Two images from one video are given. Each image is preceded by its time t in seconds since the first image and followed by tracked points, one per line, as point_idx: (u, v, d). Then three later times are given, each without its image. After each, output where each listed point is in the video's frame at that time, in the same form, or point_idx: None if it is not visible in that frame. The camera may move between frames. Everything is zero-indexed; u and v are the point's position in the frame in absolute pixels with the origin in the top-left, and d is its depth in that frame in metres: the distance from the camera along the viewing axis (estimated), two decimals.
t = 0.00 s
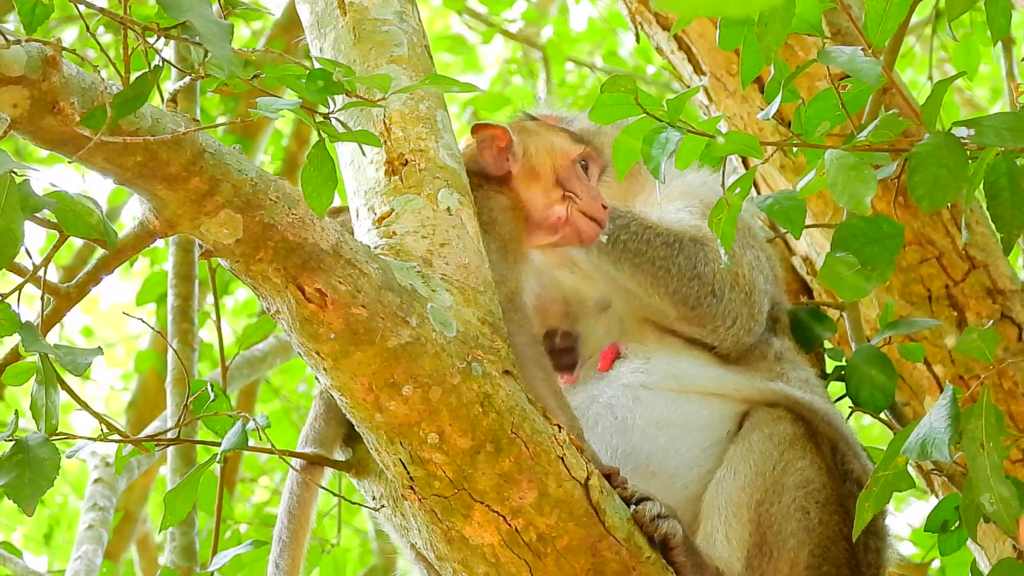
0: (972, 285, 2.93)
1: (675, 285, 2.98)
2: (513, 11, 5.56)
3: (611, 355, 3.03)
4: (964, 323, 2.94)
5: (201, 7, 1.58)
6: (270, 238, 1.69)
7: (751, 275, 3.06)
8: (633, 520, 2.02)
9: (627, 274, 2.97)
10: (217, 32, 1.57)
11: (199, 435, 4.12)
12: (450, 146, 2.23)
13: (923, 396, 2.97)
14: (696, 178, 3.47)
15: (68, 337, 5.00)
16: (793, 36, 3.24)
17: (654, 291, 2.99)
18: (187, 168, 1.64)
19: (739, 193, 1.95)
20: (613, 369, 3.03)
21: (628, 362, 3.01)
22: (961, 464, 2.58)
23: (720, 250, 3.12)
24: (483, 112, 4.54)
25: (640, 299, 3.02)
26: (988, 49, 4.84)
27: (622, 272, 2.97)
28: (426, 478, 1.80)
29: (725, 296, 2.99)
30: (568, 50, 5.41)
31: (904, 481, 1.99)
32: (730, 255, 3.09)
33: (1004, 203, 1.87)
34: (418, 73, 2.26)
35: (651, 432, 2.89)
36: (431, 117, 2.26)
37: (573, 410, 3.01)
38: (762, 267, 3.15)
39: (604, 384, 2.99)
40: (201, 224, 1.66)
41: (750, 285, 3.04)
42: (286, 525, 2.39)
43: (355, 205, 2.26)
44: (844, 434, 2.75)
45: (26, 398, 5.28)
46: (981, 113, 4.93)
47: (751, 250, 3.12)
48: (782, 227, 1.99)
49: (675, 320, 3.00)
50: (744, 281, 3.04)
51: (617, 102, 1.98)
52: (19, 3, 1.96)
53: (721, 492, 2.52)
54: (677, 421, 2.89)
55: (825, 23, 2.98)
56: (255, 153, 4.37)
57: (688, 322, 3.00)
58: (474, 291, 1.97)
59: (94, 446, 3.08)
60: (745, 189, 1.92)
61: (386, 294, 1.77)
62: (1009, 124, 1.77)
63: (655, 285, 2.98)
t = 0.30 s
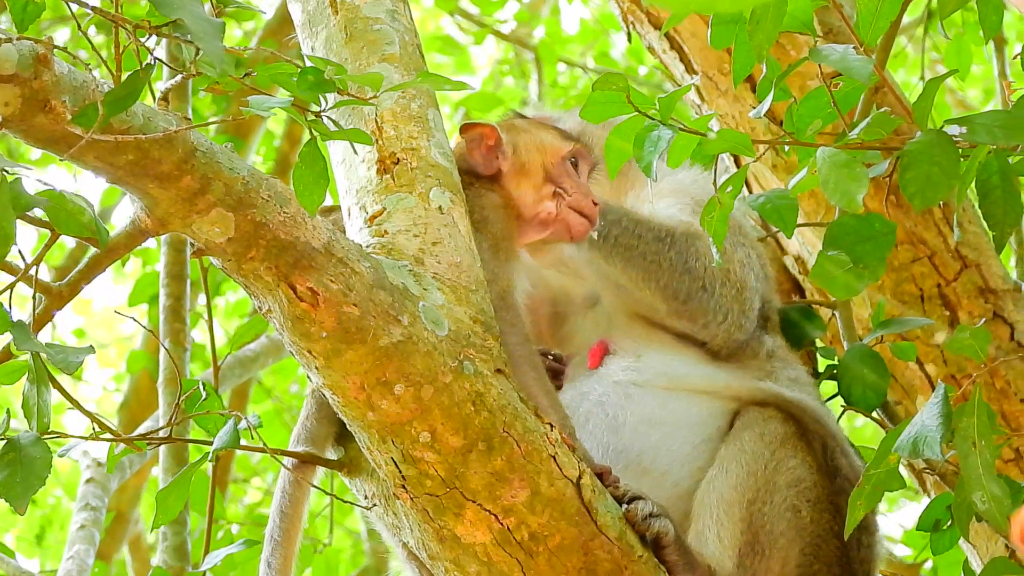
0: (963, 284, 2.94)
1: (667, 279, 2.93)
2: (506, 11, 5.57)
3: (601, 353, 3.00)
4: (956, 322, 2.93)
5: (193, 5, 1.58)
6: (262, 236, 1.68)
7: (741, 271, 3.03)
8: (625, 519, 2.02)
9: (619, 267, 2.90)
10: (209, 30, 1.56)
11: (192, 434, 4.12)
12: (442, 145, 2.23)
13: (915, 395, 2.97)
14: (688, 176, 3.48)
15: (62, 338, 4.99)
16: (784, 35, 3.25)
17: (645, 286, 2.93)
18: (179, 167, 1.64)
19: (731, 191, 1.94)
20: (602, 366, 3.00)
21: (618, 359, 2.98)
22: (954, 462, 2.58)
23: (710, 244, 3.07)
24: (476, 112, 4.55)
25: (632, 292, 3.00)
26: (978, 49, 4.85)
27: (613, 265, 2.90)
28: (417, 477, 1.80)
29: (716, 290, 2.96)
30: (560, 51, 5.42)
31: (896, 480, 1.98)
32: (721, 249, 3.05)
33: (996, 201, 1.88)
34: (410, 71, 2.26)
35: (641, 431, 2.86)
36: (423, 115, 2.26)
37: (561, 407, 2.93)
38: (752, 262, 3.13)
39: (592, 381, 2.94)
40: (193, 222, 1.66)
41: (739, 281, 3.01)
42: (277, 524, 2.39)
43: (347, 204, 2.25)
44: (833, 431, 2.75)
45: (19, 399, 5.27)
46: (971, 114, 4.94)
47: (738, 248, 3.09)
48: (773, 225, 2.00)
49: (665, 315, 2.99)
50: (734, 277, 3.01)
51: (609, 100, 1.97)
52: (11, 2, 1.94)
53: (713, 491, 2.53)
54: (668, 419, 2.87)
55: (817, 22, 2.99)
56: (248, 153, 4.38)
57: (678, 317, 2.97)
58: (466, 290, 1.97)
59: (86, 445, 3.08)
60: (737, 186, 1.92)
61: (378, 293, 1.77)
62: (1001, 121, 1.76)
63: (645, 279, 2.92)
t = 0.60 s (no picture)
0: (955, 281, 2.96)
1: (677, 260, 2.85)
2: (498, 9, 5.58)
3: (601, 338, 2.97)
4: (947, 319, 2.95)
5: (183, 1, 1.58)
6: (253, 233, 1.68)
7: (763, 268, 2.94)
8: (616, 516, 2.02)
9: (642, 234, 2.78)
10: (200, 26, 1.56)
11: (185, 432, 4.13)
12: (433, 142, 2.24)
13: (907, 391, 2.99)
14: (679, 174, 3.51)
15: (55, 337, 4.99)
16: (774, 32, 3.27)
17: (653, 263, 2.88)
18: (169, 163, 1.63)
19: (721, 189, 1.93)
20: (600, 353, 2.97)
21: (612, 355, 2.97)
22: (946, 459, 2.59)
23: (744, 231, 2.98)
24: (468, 109, 4.56)
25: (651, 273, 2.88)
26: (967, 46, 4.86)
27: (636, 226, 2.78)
28: (409, 473, 1.80)
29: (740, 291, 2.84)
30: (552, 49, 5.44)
31: (887, 477, 1.98)
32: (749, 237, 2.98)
33: (988, 197, 1.88)
34: (400, 68, 2.26)
35: (631, 432, 2.88)
36: (414, 112, 2.26)
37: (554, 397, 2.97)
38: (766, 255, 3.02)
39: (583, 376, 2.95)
40: (184, 219, 1.65)
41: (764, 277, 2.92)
42: (269, 521, 2.39)
43: (338, 201, 2.25)
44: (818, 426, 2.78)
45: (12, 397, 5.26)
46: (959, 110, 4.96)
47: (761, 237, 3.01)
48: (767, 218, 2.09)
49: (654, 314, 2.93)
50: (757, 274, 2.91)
51: (599, 97, 1.96)
52: None
53: (701, 484, 2.56)
54: (658, 420, 2.88)
55: (808, 19, 3.00)
56: (241, 151, 4.39)
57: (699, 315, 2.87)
58: (457, 286, 1.97)
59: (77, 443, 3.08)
60: (729, 183, 1.91)
61: (369, 290, 1.77)
62: (993, 118, 1.74)
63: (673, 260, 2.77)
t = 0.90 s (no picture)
0: (955, 276, 2.96)
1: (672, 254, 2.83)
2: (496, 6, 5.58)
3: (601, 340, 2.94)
4: (947, 313, 2.95)
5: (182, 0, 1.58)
6: (252, 232, 1.68)
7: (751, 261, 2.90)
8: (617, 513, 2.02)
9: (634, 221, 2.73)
10: (198, 25, 1.56)
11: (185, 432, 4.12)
12: (431, 140, 2.23)
13: (907, 387, 3.00)
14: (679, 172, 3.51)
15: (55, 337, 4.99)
16: (772, 28, 3.28)
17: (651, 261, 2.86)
18: (169, 163, 1.63)
19: (721, 184, 1.93)
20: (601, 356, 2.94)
21: (612, 355, 2.93)
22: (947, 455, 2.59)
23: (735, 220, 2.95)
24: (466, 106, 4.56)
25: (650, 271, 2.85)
26: (966, 40, 4.86)
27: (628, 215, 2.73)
28: (409, 471, 1.80)
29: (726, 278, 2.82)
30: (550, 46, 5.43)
31: (888, 473, 1.98)
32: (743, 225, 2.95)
33: (987, 192, 1.88)
34: (399, 65, 2.26)
35: (628, 431, 2.85)
36: (413, 110, 2.26)
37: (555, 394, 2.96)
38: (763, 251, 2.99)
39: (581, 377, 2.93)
40: (183, 218, 1.66)
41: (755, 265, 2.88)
42: (270, 520, 2.39)
43: (337, 199, 2.25)
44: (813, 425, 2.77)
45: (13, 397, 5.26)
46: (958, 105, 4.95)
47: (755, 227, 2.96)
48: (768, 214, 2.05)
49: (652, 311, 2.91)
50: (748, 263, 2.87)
51: (598, 94, 1.96)
52: None
53: (697, 482, 2.51)
54: (656, 420, 2.85)
55: (806, 15, 3.00)
56: (240, 150, 4.39)
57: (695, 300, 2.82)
58: (456, 284, 1.97)
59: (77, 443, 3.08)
60: (729, 179, 1.91)
61: (368, 288, 1.76)
62: (991, 112, 1.75)
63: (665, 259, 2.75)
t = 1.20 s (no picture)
0: (957, 276, 2.96)
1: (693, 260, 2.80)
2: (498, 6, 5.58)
3: (605, 348, 2.88)
4: (949, 313, 2.95)
5: None
6: (253, 231, 1.68)
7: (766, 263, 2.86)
8: (618, 513, 2.02)
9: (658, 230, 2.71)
10: (200, 24, 1.56)
11: (186, 431, 4.13)
12: (433, 139, 2.23)
13: (909, 387, 3.00)
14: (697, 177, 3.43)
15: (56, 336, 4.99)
16: (774, 28, 3.28)
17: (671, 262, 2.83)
18: (170, 161, 1.63)
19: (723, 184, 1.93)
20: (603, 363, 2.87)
21: (613, 361, 2.86)
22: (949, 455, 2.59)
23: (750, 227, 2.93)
24: (469, 105, 4.57)
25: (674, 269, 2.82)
26: (969, 41, 4.86)
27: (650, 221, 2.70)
28: (410, 471, 1.80)
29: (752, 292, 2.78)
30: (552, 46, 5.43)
31: (889, 474, 1.98)
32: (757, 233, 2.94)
33: (988, 193, 1.88)
34: (401, 65, 2.26)
35: (628, 434, 2.77)
36: (415, 109, 2.25)
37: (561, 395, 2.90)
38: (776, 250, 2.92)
39: (582, 382, 2.85)
40: (185, 217, 1.66)
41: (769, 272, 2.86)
42: (271, 520, 2.39)
43: (338, 198, 2.25)
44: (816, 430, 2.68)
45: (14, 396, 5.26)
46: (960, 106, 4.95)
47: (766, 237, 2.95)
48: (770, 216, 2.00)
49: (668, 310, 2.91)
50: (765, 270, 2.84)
51: (599, 94, 1.96)
52: None
53: (697, 483, 2.52)
54: (655, 423, 2.77)
55: (808, 15, 3.00)
56: (241, 148, 4.39)
57: (714, 307, 2.79)
58: (458, 284, 1.97)
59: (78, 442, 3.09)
60: (730, 179, 1.92)
61: (370, 288, 1.76)
62: (993, 112, 1.75)
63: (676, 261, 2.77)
